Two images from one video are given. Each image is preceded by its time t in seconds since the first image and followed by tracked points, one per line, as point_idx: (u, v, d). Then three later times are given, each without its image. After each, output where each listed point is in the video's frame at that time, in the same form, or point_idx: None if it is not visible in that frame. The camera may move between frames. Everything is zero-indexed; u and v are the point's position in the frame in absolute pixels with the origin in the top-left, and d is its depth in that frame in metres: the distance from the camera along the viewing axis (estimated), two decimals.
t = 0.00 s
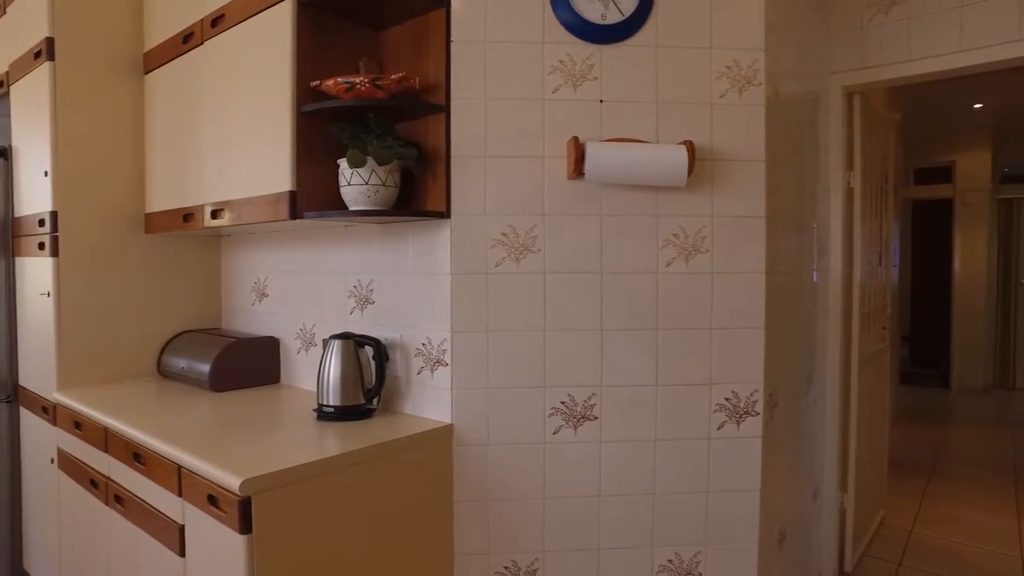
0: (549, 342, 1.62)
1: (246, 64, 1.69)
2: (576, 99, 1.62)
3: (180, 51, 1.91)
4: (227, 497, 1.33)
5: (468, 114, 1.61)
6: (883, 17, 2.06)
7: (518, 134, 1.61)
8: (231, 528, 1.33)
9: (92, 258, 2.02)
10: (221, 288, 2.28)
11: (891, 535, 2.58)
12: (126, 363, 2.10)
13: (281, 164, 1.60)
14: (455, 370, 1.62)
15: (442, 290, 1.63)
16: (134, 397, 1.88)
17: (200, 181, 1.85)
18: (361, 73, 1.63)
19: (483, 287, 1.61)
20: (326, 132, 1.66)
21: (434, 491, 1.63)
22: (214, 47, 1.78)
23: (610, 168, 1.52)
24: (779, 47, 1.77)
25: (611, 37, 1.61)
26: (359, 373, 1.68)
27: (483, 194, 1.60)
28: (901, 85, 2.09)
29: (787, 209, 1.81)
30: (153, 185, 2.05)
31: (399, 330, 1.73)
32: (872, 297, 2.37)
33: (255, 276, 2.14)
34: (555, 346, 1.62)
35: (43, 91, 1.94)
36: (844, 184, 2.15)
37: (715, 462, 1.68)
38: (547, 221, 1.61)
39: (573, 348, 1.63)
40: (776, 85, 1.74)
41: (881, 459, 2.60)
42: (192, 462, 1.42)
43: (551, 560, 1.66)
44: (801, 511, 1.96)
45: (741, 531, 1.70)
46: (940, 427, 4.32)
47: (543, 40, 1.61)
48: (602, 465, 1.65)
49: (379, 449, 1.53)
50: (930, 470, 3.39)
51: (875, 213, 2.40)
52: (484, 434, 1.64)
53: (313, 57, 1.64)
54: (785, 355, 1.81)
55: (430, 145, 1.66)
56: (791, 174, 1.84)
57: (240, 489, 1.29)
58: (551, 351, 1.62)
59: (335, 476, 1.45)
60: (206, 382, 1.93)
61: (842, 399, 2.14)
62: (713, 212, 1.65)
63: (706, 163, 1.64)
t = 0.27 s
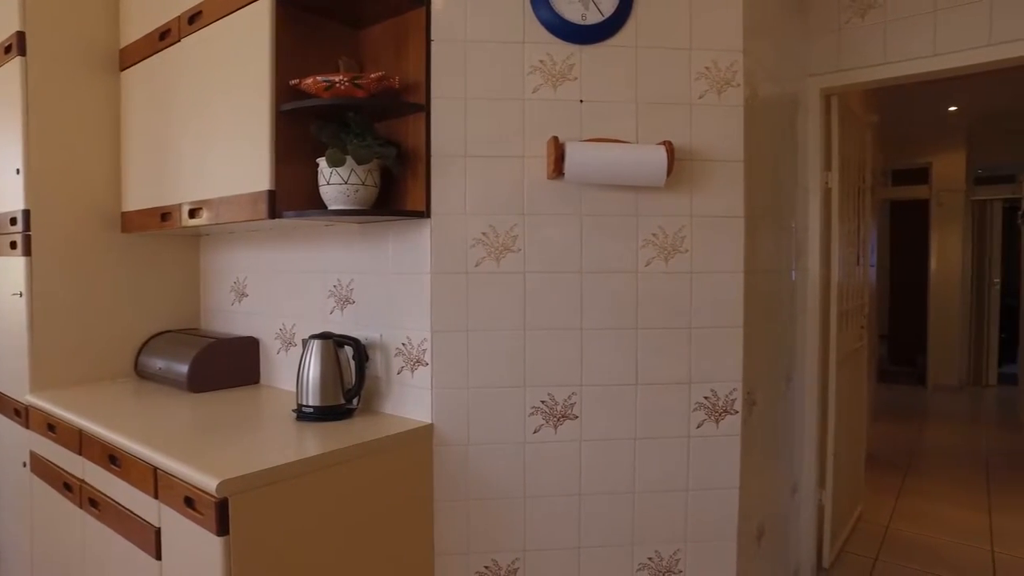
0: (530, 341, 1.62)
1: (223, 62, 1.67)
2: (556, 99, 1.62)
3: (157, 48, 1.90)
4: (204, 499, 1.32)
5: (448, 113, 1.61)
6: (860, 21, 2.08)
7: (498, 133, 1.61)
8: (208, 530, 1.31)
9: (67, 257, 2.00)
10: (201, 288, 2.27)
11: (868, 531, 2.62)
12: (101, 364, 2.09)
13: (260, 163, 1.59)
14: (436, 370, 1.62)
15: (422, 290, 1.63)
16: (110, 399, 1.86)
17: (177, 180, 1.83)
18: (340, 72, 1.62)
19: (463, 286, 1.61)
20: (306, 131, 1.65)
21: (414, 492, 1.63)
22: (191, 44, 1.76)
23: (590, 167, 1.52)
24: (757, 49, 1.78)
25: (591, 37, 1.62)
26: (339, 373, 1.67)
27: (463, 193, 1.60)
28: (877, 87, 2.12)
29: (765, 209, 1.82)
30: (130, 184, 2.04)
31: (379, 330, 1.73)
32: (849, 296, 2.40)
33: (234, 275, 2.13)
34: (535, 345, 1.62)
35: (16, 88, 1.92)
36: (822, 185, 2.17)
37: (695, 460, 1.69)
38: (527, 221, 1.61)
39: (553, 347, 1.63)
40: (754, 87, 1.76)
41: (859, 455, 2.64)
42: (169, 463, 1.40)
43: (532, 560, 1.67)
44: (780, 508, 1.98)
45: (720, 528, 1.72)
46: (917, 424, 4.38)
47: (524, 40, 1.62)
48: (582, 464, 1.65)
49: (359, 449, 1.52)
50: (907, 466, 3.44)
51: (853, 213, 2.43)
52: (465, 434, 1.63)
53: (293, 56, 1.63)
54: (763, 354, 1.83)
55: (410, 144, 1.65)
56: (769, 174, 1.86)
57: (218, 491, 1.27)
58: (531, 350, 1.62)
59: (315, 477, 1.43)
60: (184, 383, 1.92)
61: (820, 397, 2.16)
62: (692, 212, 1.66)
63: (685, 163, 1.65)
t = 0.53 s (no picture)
0: (510, 339, 1.63)
1: (202, 58, 1.66)
2: (536, 98, 1.62)
3: (134, 44, 1.89)
4: (180, 499, 1.30)
5: (429, 112, 1.60)
6: (837, 23, 2.11)
7: (478, 132, 1.61)
8: (185, 531, 1.30)
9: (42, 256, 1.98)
10: (180, 287, 2.26)
11: (847, 526, 2.65)
12: (77, 364, 2.07)
13: (238, 161, 1.58)
14: (416, 369, 1.61)
15: (403, 288, 1.62)
16: (86, 399, 1.84)
17: (156, 178, 1.82)
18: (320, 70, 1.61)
19: (444, 285, 1.60)
20: (285, 129, 1.64)
21: (394, 491, 1.62)
22: (169, 41, 1.75)
23: (569, 166, 1.53)
24: (737, 49, 1.80)
25: (571, 37, 1.62)
26: (319, 372, 1.67)
27: (443, 192, 1.60)
28: (854, 89, 2.15)
29: (744, 208, 1.84)
30: (107, 181, 2.03)
31: (359, 329, 1.72)
32: (828, 295, 2.43)
33: (214, 275, 2.11)
34: (516, 343, 1.63)
35: None
36: (801, 184, 2.20)
37: (675, 457, 1.70)
38: (507, 220, 1.61)
39: (533, 345, 1.63)
40: (734, 87, 1.77)
41: (838, 452, 2.66)
42: (144, 464, 1.39)
43: (513, 558, 1.67)
44: (759, 505, 1.99)
45: (701, 525, 1.73)
46: (896, 421, 4.44)
47: (504, 39, 1.62)
48: (563, 462, 1.66)
49: (338, 448, 1.51)
50: (885, 462, 3.48)
51: (832, 213, 2.46)
52: (445, 432, 1.63)
53: (272, 53, 1.62)
54: (742, 352, 1.84)
55: (391, 143, 1.65)
56: (748, 174, 1.88)
57: (195, 491, 1.26)
58: (512, 349, 1.63)
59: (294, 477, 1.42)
60: (162, 383, 1.90)
61: (799, 395, 2.18)
62: (671, 211, 1.67)
63: (665, 162, 1.66)
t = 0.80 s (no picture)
0: (489, 338, 1.62)
1: (177, 55, 1.65)
2: (515, 97, 1.63)
3: (108, 40, 1.87)
4: (153, 500, 1.29)
5: (407, 110, 1.60)
6: (815, 25, 2.14)
7: (457, 131, 1.61)
8: (158, 533, 1.28)
9: (14, 255, 1.96)
10: (156, 287, 2.24)
11: (824, 522, 2.68)
12: (51, 364, 2.05)
13: (214, 159, 1.57)
14: (394, 368, 1.61)
15: (381, 287, 1.62)
16: (59, 401, 1.81)
17: (130, 176, 1.80)
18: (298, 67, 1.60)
19: (422, 284, 1.60)
20: (262, 126, 1.63)
21: (373, 491, 1.62)
22: (144, 37, 1.74)
23: (547, 165, 1.53)
24: (715, 50, 1.81)
25: (549, 36, 1.63)
26: (297, 372, 1.66)
27: (421, 190, 1.60)
28: (830, 90, 2.17)
29: (722, 208, 1.86)
30: (81, 179, 2.00)
31: (338, 329, 1.71)
32: (807, 294, 2.45)
33: (191, 274, 2.09)
34: (495, 342, 1.63)
35: None
36: (779, 184, 2.22)
37: (654, 455, 1.71)
38: (485, 219, 1.61)
39: (512, 344, 1.63)
40: (712, 87, 1.79)
41: (816, 449, 2.69)
42: (116, 466, 1.37)
43: (492, 557, 1.67)
44: (737, 502, 2.01)
45: (679, 522, 1.74)
46: (873, 418, 4.50)
47: (483, 38, 1.62)
48: (542, 461, 1.66)
49: (316, 448, 1.50)
50: (862, 459, 3.53)
51: (810, 212, 2.49)
52: (424, 432, 1.63)
53: (249, 51, 1.61)
54: (721, 351, 1.86)
55: (369, 141, 1.64)
56: (727, 173, 1.89)
57: (168, 492, 1.25)
58: (490, 348, 1.63)
59: (270, 477, 1.41)
60: (137, 384, 1.88)
61: (777, 393, 2.21)
62: (650, 210, 1.68)
63: (643, 162, 1.67)
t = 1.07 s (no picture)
0: (467, 338, 1.62)
1: (150, 51, 1.63)
2: (493, 97, 1.62)
3: (78, 34, 1.84)
4: (124, 504, 1.27)
5: (385, 109, 1.59)
6: (791, 27, 2.17)
7: (435, 130, 1.60)
8: (130, 537, 1.26)
9: None
10: (131, 286, 2.21)
11: (802, 519, 2.71)
12: (22, 365, 2.01)
13: (188, 157, 1.55)
14: (372, 369, 1.60)
15: (358, 287, 1.61)
16: (29, 403, 1.78)
17: (103, 174, 1.78)
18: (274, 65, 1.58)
19: (400, 283, 1.59)
20: (238, 125, 1.61)
21: (350, 492, 1.60)
22: (116, 32, 1.71)
23: (525, 165, 1.53)
24: (693, 51, 1.82)
25: (527, 36, 1.63)
26: (273, 372, 1.64)
27: (399, 190, 1.59)
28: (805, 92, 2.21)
29: (700, 209, 1.87)
30: (53, 176, 1.97)
31: (315, 329, 1.70)
32: (784, 294, 2.47)
33: (167, 274, 2.07)
34: (473, 342, 1.63)
35: None
36: (757, 185, 2.24)
37: (632, 454, 1.72)
38: (463, 218, 1.61)
39: (490, 344, 1.63)
40: (689, 88, 1.80)
41: (794, 447, 2.72)
42: (87, 469, 1.35)
43: (471, 557, 1.67)
44: (716, 500, 2.02)
45: (657, 521, 1.75)
46: (851, 416, 4.56)
47: (461, 37, 1.61)
48: (520, 460, 1.66)
49: (292, 450, 1.49)
50: (840, 456, 3.58)
51: (787, 213, 2.51)
52: (401, 432, 1.62)
53: (224, 48, 1.59)
54: (698, 350, 1.87)
55: (347, 140, 1.63)
56: (705, 173, 1.90)
57: (140, 495, 1.23)
58: (469, 347, 1.62)
59: (245, 479, 1.40)
60: (111, 386, 1.86)
61: (755, 392, 2.23)
62: (628, 210, 1.68)
63: (621, 162, 1.68)
